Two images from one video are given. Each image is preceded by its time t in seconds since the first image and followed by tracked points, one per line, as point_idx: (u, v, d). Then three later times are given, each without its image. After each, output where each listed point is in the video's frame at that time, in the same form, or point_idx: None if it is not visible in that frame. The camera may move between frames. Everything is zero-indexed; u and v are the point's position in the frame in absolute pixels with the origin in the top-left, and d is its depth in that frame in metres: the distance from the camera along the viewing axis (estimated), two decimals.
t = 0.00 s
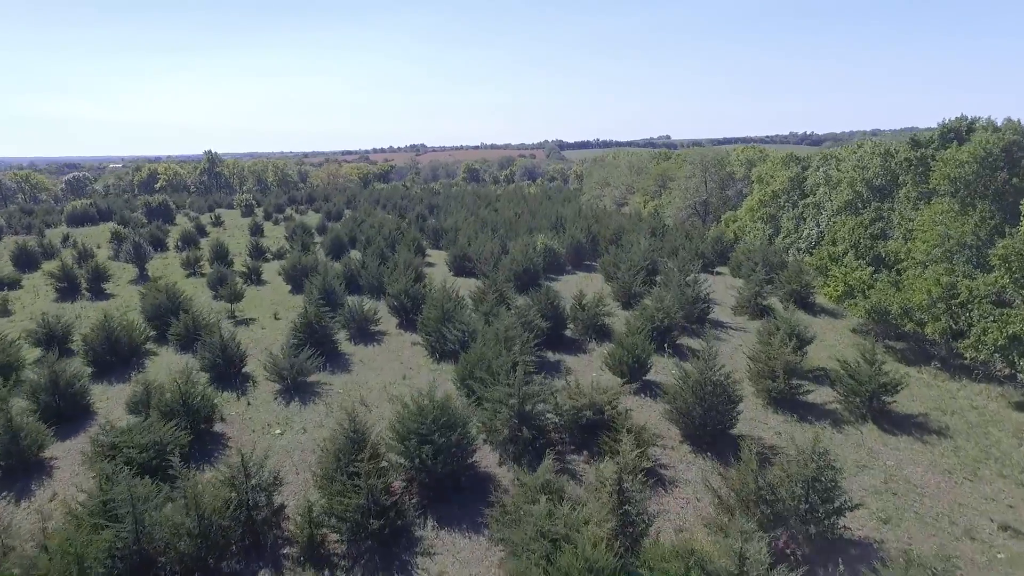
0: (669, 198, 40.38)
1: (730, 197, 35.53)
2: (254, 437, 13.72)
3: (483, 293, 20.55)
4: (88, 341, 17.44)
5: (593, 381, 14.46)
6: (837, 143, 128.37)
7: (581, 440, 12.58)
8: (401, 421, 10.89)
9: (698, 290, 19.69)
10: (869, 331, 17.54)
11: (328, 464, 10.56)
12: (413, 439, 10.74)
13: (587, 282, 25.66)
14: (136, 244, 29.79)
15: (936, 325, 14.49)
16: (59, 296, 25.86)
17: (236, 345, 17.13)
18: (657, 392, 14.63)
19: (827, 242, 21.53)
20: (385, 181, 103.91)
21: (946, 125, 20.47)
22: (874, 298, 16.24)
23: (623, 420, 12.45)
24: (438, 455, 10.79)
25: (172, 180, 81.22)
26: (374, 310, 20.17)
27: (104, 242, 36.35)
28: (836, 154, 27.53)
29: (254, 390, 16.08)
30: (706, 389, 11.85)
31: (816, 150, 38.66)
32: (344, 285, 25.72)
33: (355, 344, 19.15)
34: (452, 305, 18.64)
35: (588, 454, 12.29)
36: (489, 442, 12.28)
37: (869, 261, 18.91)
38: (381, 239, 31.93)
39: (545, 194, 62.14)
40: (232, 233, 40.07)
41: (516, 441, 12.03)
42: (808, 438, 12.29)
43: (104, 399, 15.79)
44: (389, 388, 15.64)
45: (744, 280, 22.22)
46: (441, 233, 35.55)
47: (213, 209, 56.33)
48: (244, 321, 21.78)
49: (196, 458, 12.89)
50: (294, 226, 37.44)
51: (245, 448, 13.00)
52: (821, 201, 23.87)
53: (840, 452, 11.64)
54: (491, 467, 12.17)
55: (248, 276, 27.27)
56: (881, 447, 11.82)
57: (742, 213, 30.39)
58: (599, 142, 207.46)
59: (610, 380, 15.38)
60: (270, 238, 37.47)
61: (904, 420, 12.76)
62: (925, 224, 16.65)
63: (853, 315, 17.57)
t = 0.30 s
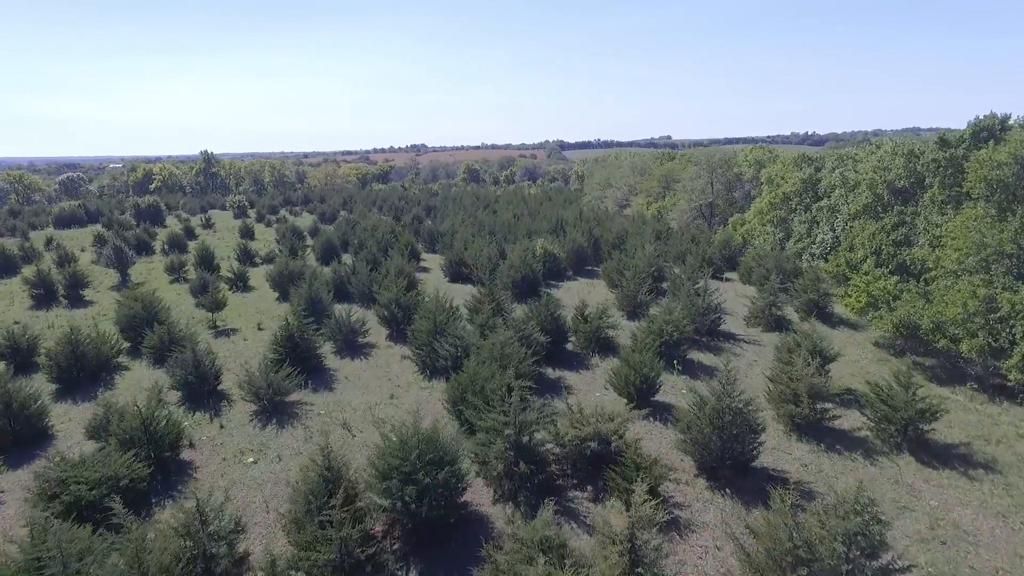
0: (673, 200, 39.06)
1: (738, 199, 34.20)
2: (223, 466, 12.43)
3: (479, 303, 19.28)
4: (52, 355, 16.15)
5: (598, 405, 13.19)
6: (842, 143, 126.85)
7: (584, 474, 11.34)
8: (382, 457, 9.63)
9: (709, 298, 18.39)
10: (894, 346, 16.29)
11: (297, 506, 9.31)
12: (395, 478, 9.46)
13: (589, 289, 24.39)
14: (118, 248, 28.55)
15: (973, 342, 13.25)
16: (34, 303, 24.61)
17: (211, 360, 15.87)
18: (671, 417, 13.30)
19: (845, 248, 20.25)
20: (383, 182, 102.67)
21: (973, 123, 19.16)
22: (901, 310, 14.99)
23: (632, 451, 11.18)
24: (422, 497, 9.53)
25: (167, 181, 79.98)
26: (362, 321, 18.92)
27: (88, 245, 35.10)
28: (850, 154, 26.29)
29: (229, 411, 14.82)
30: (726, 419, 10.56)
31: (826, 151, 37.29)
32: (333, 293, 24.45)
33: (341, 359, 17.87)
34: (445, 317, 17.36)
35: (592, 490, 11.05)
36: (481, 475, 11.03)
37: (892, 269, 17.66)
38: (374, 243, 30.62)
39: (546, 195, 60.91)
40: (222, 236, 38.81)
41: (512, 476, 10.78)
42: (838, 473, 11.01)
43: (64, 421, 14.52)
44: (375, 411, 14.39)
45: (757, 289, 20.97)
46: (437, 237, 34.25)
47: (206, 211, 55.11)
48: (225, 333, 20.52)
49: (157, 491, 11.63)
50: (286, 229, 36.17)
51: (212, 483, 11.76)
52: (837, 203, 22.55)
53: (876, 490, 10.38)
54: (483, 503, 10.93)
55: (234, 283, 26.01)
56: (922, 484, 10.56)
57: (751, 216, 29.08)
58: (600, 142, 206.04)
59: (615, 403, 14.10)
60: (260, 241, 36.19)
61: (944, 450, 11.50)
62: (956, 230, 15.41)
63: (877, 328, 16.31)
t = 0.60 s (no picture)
0: (678, 202, 37.81)
1: (746, 201, 32.90)
2: (187, 502, 11.15)
3: (475, 314, 18.01)
4: (9, 372, 14.86)
5: (605, 434, 11.88)
6: (846, 143, 125.52)
7: (589, 515, 10.09)
8: (358, 504, 8.38)
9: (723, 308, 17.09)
10: (925, 364, 15.03)
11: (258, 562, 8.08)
12: (372, 528, 8.21)
13: (592, 297, 23.13)
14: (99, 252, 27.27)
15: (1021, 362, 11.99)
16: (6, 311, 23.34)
17: (183, 378, 14.60)
18: (687, 445, 12.02)
19: (866, 254, 18.99)
20: (381, 182, 101.25)
21: (1007, 121, 17.87)
22: (936, 325, 13.75)
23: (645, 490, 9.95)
24: (403, 551, 8.28)
25: (161, 181, 78.69)
26: (349, 334, 17.65)
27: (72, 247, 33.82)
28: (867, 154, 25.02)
29: (199, 435, 13.54)
30: (751, 454, 9.26)
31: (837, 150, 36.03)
32: (323, 301, 23.17)
33: (325, 375, 16.60)
34: (438, 330, 16.09)
35: (597, 536, 9.82)
36: (473, 517, 9.80)
37: (921, 278, 16.40)
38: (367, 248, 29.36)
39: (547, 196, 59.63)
40: (211, 240, 37.53)
41: (506, 521, 9.58)
42: (876, 515, 9.74)
43: (18, 446, 13.25)
44: (359, 437, 13.12)
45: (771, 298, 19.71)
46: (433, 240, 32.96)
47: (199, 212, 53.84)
48: (204, 345, 19.23)
49: (109, 532, 10.35)
50: (277, 232, 34.91)
51: (174, 525, 10.51)
52: (856, 207, 21.27)
53: (924, 539, 9.12)
54: (474, 549, 9.70)
55: (218, 290, 24.72)
56: (975, 531, 9.30)
57: (762, 219, 27.79)
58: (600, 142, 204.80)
59: (622, 428, 12.83)
60: (250, 245, 34.91)
61: (995, 489, 10.24)
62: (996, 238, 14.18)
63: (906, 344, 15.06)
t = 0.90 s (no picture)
0: (683, 204, 36.61)
1: (755, 202, 31.70)
2: (144, 545, 9.87)
3: (472, 325, 16.78)
4: None
5: (615, 468, 10.64)
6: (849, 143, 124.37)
7: (600, 566, 8.85)
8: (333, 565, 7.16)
9: (740, 319, 15.87)
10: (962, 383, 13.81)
11: None
12: None
13: (596, 305, 21.90)
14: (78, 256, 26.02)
15: None
16: None
17: (151, 398, 13.36)
18: (705, 476, 10.79)
19: (890, 261, 17.79)
20: (380, 182, 100.13)
21: None
22: (978, 341, 12.55)
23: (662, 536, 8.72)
24: None
25: (155, 181, 77.40)
26: (336, 346, 16.42)
27: (54, 250, 32.55)
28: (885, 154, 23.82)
29: (166, 463, 12.29)
30: (784, 499, 8.00)
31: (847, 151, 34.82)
32: (311, 308, 21.92)
33: (310, 393, 15.36)
34: (432, 344, 14.87)
35: None
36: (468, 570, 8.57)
37: (954, 287, 15.19)
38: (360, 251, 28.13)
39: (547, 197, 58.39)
40: (200, 242, 36.27)
41: None
42: (929, 567, 8.50)
43: None
44: (342, 466, 11.88)
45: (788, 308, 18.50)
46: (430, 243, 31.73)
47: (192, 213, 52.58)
48: (182, 358, 17.98)
49: None
50: (268, 234, 33.66)
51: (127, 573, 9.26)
52: (876, 210, 20.07)
53: None
54: None
55: (202, 297, 23.47)
56: None
57: (772, 222, 26.57)
58: (601, 141, 203.44)
59: (633, 456, 11.60)
60: (240, 248, 33.67)
61: None
62: None
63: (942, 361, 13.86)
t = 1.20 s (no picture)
0: (689, 205, 35.36)
1: (765, 204, 30.43)
2: None
3: (469, 337, 15.53)
4: None
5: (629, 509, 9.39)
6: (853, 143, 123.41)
7: None
8: None
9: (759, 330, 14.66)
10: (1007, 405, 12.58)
11: None
12: None
13: (602, 313, 20.66)
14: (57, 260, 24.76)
15: None
16: None
17: (115, 421, 12.12)
18: (730, 515, 9.55)
19: (919, 268, 16.57)
20: (379, 183, 98.90)
21: None
22: None
23: None
24: None
25: (150, 181, 76.15)
26: (322, 361, 15.17)
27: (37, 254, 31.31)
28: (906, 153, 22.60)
29: (127, 496, 11.03)
30: (835, 560, 6.73)
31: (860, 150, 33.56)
32: (299, 317, 20.68)
33: (293, 412, 14.12)
34: (425, 359, 13.65)
35: None
36: None
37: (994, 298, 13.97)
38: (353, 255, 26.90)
39: (549, 198, 57.11)
40: (189, 245, 34.99)
41: None
42: None
43: None
44: (322, 501, 10.63)
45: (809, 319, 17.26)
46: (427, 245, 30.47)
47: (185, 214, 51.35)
48: (159, 372, 16.74)
49: None
50: (259, 237, 32.43)
51: None
52: (900, 212, 18.84)
53: None
54: None
55: (185, 304, 22.22)
56: None
57: (785, 224, 25.33)
58: (602, 142, 202.44)
59: (648, 491, 10.35)
60: (230, 251, 32.42)
61: None
62: None
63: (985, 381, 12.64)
